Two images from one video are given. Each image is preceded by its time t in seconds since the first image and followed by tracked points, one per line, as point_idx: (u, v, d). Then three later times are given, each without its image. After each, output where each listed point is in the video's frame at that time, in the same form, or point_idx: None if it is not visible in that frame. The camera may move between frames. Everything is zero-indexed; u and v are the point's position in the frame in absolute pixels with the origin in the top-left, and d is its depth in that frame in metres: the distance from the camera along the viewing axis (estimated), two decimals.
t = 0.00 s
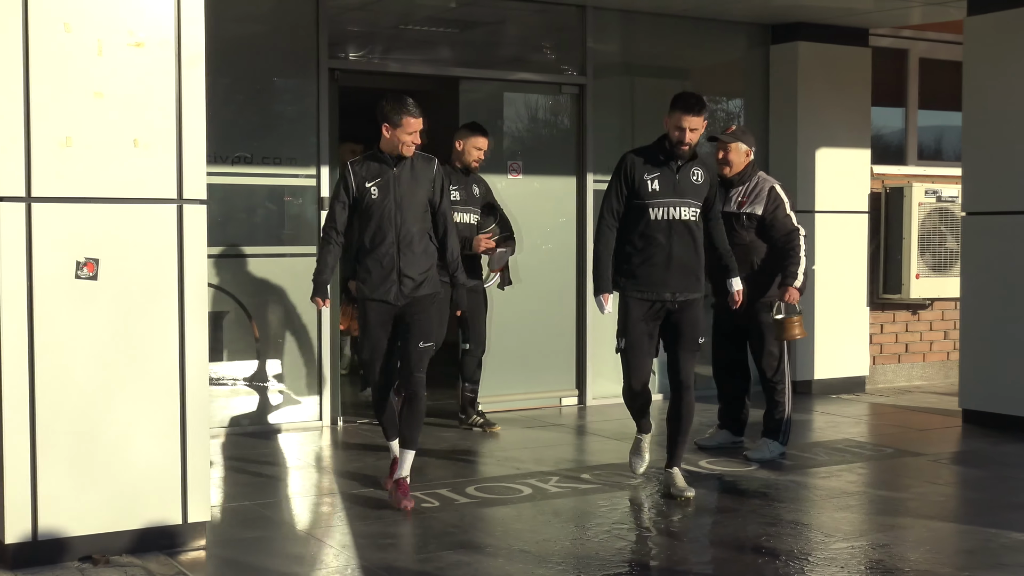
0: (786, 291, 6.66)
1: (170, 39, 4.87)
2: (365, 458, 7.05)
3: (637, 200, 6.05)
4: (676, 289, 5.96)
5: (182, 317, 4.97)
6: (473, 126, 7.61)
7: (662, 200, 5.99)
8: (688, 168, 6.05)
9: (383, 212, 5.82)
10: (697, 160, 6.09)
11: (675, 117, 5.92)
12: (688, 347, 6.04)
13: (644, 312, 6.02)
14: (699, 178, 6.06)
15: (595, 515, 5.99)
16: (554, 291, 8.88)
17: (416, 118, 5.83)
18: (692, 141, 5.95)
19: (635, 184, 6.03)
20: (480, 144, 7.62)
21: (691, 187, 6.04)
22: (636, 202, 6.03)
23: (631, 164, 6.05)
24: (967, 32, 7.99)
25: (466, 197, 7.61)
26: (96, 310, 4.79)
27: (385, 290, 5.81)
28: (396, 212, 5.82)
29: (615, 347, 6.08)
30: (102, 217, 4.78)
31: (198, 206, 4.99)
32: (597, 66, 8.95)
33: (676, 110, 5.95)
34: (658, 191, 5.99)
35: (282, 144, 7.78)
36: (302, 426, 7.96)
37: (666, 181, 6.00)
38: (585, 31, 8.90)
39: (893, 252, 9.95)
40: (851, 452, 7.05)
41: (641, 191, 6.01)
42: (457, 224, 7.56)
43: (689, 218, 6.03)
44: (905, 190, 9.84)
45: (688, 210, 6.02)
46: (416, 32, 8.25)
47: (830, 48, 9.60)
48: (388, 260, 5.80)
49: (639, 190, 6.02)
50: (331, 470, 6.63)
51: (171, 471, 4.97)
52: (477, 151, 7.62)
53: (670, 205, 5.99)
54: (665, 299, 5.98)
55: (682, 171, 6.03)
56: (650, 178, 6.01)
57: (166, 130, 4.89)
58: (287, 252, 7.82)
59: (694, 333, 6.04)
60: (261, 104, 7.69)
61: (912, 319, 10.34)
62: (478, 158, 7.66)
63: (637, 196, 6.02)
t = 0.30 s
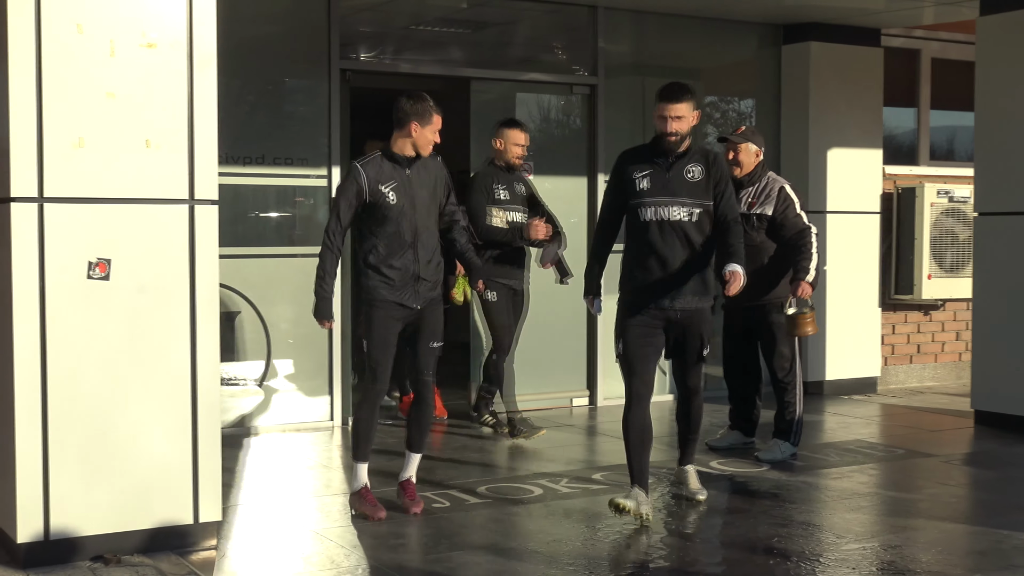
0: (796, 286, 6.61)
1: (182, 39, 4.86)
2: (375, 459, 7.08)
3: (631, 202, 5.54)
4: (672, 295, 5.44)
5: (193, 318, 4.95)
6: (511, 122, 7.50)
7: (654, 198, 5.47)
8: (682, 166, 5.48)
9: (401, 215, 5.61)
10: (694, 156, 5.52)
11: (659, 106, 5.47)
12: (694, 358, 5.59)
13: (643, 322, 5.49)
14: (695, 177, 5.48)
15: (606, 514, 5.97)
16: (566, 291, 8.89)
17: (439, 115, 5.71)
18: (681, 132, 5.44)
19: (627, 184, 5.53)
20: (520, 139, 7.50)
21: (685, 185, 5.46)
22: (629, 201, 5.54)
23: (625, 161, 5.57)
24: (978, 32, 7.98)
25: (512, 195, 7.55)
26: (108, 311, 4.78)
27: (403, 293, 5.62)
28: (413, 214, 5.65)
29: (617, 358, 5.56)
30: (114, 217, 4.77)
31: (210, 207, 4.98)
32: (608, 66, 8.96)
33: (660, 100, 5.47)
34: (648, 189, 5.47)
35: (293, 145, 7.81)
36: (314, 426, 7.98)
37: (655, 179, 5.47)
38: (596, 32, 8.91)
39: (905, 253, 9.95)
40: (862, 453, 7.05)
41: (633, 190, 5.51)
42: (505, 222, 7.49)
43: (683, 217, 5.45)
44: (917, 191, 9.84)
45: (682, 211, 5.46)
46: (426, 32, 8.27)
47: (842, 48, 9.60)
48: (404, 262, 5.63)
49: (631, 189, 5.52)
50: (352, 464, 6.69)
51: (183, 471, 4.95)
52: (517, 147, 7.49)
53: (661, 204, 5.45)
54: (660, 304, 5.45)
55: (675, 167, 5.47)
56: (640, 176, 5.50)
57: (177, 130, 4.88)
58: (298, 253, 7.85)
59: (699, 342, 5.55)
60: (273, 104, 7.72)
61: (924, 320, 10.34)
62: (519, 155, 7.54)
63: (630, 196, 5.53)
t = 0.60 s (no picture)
0: (801, 283, 6.64)
1: (190, 40, 4.86)
2: (382, 459, 7.09)
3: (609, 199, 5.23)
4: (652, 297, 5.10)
5: (201, 317, 4.96)
6: (546, 125, 7.31)
7: (631, 192, 5.15)
8: (659, 155, 5.15)
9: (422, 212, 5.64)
10: (671, 144, 5.18)
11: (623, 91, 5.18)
12: (681, 365, 5.15)
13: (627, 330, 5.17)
14: (675, 166, 5.15)
15: (613, 515, 5.97)
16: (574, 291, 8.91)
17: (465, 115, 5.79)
18: (647, 119, 5.14)
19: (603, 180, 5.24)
20: (556, 144, 7.31)
21: (664, 175, 5.13)
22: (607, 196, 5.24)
23: (600, 158, 5.27)
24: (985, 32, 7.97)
25: (552, 199, 7.40)
26: (116, 310, 4.78)
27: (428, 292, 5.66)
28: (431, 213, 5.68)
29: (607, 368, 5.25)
30: (123, 216, 4.77)
31: (218, 207, 4.98)
32: (616, 66, 8.96)
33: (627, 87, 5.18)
34: (623, 183, 5.16)
35: (302, 145, 7.82)
36: (321, 425, 8.00)
37: (630, 172, 5.16)
38: (604, 32, 8.91)
39: (913, 253, 9.94)
40: (869, 454, 7.04)
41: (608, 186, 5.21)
42: (547, 227, 7.38)
43: (661, 210, 5.12)
44: (925, 191, 9.83)
45: (663, 203, 5.12)
46: (434, 32, 8.29)
47: (850, 47, 9.59)
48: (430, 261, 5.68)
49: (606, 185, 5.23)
50: (358, 463, 6.70)
51: (190, 470, 4.96)
52: (553, 151, 7.31)
53: (638, 198, 5.13)
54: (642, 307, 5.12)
55: (651, 157, 5.15)
56: (615, 170, 5.20)
57: (186, 130, 4.88)
58: (306, 253, 7.87)
59: (684, 347, 5.13)
60: (281, 104, 7.73)
61: (931, 320, 10.33)
62: (556, 158, 7.36)
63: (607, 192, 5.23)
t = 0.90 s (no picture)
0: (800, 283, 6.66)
1: (195, 39, 4.87)
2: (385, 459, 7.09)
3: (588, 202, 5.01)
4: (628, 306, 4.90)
5: (205, 317, 4.96)
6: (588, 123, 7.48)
7: (612, 196, 4.93)
8: (643, 157, 4.91)
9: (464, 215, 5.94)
10: (655, 145, 4.94)
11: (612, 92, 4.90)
12: (656, 376, 4.89)
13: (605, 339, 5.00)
14: (659, 169, 4.92)
15: (616, 515, 5.97)
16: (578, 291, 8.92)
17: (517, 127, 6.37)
18: (637, 124, 4.89)
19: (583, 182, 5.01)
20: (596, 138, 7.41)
21: (646, 177, 4.90)
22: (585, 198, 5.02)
23: (579, 159, 5.04)
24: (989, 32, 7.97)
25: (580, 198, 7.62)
26: (120, 309, 4.78)
27: (450, 275, 5.81)
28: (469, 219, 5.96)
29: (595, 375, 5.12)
30: (126, 215, 4.78)
31: (222, 206, 4.98)
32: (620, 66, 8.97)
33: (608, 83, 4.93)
34: (604, 186, 4.94)
35: (305, 144, 7.83)
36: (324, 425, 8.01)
37: (612, 174, 4.94)
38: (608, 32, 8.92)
39: (916, 253, 9.94)
40: (872, 455, 7.04)
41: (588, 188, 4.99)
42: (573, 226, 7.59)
43: (642, 216, 4.89)
44: (929, 192, 9.83)
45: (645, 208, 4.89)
46: (438, 32, 8.29)
47: (854, 47, 9.58)
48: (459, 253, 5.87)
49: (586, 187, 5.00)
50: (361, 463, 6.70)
51: (193, 469, 4.96)
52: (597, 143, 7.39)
53: (620, 202, 4.91)
54: (619, 316, 4.92)
55: (634, 159, 4.91)
56: (595, 172, 4.97)
57: (189, 130, 4.88)
58: (309, 252, 7.87)
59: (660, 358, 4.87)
60: (285, 104, 7.74)
61: (935, 320, 10.33)
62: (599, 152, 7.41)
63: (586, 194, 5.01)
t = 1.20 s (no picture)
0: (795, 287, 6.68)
1: (195, 39, 4.87)
2: (386, 459, 7.09)
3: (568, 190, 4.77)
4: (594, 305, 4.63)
5: (205, 317, 4.95)
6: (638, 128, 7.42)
7: (586, 183, 4.68)
8: (621, 144, 4.63)
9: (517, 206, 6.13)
10: (635, 131, 4.64)
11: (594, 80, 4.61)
12: (639, 391, 4.62)
13: (574, 346, 4.70)
14: (635, 157, 4.61)
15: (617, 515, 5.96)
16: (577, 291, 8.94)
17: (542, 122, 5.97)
18: (619, 111, 4.62)
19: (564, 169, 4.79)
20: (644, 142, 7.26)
21: (618, 165, 4.61)
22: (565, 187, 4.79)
23: (564, 144, 4.81)
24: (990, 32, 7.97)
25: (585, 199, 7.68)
26: (120, 310, 4.78)
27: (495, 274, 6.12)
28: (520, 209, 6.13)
29: (544, 381, 4.79)
30: (127, 215, 4.78)
31: (223, 206, 4.98)
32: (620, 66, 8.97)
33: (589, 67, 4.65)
34: (580, 173, 4.70)
35: (306, 144, 7.83)
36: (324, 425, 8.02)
37: (586, 160, 4.69)
38: (608, 32, 8.91)
39: (917, 253, 9.95)
40: (872, 454, 7.04)
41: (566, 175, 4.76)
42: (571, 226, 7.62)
43: (615, 207, 4.61)
44: (929, 192, 9.83)
45: (617, 199, 4.61)
46: (438, 32, 8.30)
47: (854, 47, 9.58)
48: (479, 256, 5.86)
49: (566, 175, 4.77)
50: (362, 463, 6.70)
51: (193, 469, 4.96)
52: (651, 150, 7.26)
53: (592, 190, 4.65)
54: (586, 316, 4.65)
55: (611, 147, 4.65)
56: (574, 159, 4.74)
57: (190, 130, 4.88)
58: (310, 253, 7.88)
59: (643, 368, 4.60)
60: (286, 104, 7.74)
61: (936, 320, 10.33)
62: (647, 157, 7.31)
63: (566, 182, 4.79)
